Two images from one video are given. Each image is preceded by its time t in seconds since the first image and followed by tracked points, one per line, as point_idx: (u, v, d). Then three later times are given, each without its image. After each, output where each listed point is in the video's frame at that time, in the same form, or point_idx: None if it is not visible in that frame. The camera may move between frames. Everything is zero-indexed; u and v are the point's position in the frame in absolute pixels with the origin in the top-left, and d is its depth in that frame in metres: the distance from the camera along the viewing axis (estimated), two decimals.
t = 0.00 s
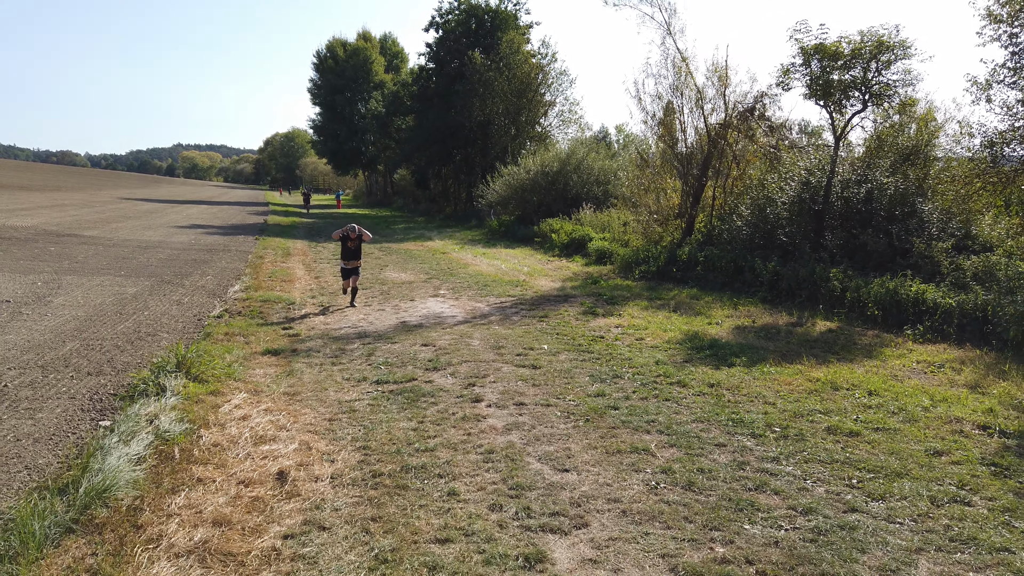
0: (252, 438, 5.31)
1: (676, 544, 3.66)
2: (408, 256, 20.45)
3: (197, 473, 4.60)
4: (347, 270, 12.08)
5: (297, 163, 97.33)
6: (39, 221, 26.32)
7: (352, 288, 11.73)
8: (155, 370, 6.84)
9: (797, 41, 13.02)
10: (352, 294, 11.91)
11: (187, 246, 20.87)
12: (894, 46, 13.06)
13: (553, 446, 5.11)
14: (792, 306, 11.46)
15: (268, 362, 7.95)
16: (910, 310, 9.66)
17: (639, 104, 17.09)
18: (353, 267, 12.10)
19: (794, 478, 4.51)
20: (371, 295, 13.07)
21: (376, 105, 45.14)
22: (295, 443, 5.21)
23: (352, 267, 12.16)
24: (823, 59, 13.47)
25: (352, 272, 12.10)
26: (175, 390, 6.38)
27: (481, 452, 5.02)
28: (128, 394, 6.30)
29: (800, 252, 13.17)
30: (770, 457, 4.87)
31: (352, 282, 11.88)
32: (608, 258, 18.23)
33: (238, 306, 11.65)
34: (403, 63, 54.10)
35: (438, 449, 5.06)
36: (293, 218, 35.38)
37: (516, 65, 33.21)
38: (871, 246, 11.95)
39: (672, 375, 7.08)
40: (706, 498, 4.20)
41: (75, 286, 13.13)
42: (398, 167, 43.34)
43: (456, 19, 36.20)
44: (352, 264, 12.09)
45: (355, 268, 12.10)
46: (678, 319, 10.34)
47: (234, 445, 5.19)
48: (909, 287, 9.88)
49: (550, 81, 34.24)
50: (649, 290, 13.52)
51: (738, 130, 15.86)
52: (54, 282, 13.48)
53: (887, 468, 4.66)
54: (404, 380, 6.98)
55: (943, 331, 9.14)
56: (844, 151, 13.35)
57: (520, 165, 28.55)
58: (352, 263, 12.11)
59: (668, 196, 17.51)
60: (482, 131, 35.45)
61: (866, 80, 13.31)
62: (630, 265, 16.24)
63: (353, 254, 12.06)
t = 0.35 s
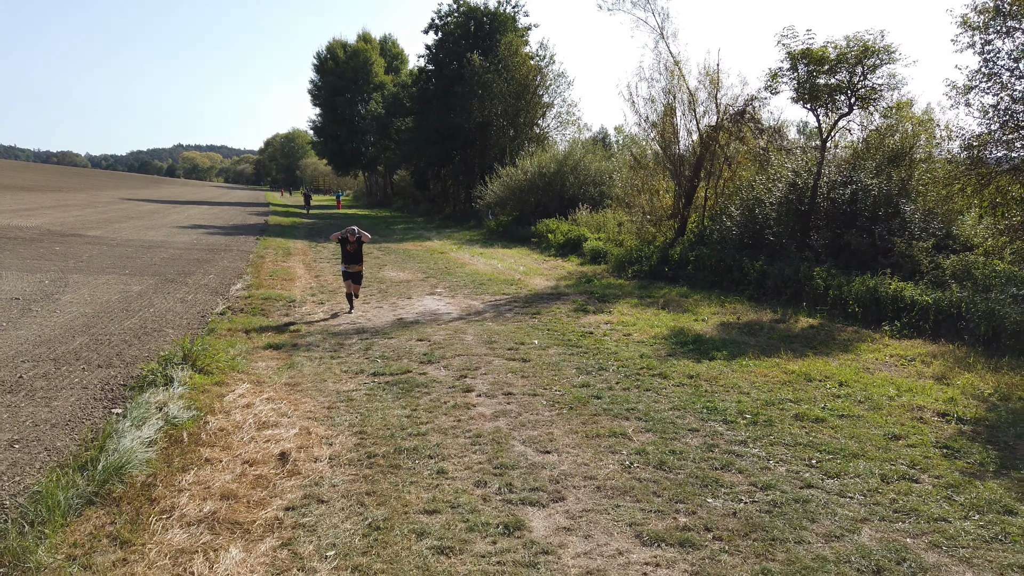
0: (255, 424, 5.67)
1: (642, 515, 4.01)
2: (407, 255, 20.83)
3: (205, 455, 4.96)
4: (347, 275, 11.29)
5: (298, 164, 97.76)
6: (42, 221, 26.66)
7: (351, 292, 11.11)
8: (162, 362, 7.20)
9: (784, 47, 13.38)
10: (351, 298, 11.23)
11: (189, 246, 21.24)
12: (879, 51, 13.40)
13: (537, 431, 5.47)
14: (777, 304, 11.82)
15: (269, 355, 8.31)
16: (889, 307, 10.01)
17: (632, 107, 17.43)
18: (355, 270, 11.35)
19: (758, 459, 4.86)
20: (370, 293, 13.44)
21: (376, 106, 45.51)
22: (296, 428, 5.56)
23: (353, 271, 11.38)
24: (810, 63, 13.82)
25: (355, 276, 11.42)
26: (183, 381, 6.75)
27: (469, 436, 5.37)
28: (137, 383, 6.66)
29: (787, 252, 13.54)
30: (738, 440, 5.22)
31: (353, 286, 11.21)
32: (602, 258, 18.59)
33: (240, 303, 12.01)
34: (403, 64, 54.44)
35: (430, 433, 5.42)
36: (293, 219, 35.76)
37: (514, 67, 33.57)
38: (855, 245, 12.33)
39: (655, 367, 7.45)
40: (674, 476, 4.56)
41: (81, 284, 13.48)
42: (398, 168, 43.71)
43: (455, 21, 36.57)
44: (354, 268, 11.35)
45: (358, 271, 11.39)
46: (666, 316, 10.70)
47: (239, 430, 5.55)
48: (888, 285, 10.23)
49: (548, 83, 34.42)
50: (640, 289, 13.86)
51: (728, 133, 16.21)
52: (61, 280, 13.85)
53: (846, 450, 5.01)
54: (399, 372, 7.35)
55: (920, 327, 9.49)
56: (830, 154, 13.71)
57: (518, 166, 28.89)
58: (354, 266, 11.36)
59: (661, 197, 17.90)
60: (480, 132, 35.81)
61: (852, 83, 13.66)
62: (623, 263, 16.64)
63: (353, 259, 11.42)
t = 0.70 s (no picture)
0: (253, 411, 5.99)
1: (610, 488, 4.34)
2: (404, 254, 21.15)
3: (206, 437, 5.29)
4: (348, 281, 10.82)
5: (298, 164, 98.10)
6: (45, 221, 27.04)
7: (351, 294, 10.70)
8: (165, 354, 7.53)
9: (771, 49, 13.71)
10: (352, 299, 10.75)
11: (190, 245, 21.57)
12: (864, 53, 13.72)
13: (519, 416, 5.81)
14: (763, 300, 12.15)
15: (268, 349, 8.64)
16: (868, 302, 10.33)
17: (624, 108, 17.75)
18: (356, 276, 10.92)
19: (724, 440, 5.20)
20: (367, 290, 13.77)
21: (375, 106, 45.84)
22: (292, 413, 5.89)
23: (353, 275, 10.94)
24: (796, 64, 14.13)
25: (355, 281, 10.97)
26: (185, 371, 7.08)
27: (455, 421, 5.70)
28: (142, 374, 6.99)
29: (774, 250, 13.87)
30: (708, 424, 5.55)
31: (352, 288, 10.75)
32: (596, 257, 18.91)
33: (240, 300, 12.33)
34: (402, 64, 54.80)
35: (419, 418, 5.75)
36: (293, 219, 36.09)
37: (512, 68, 33.89)
38: (838, 243, 12.66)
39: (637, 359, 7.78)
40: (644, 455, 4.89)
41: (85, 282, 13.80)
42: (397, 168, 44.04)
43: (453, 23, 36.90)
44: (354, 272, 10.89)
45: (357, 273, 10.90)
46: (653, 311, 11.03)
47: (238, 415, 5.88)
48: (868, 281, 10.56)
49: (546, 83, 34.72)
50: (631, 286, 14.19)
51: (719, 133, 16.53)
52: (65, 278, 14.18)
53: (807, 432, 5.34)
54: (392, 363, 7.68)
55: (897, 322, 9.81)
56: (816, 154, 14.04)
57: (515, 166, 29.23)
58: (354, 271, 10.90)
59: (653, 197, 18.23)
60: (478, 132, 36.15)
61: (837, 85, 13.98)
62: (616, 262, 16.95)
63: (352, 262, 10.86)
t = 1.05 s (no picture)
0: (257, 398, 6.31)
1: (591, 467, 4.65)
2: (403, 253, 21.45)
3: (212, 422, 5.60)
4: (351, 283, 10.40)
5: (298, 164, 98.38)
6: (49, 220, 27.33)
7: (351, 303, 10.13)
8: (172, 347, 7.85)
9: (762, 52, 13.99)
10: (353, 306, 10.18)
11: (192, 244, 21.88)
12: (853, 55, 14.00)
13: (509, 404, 6.12)
14: (752, 297, 12.46)
15: (270, 342, 8.95)
16: (853, 298, 10.64)
17: (619, 109, 18.04)
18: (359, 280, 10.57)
19: (702, 425, 5.51)
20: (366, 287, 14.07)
21: (375, 106, 46.14)
22: (293, 401, 6.20)
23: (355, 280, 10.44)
24: (786, 66, 14.42)
25: (358, 286, 10.55)
26: (191, 362, 7.40)
27: (448, 408, 6.01)
28: (149, 365, 7.31)
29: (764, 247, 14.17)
30: (687, 411, 5.86)
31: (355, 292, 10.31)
32: (592, 255, 19.20)
33: (242, 297, 12.64)
34: (402, 65, 55.14)
35: (414, 406, 6.07)
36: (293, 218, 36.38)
37: (510, 69, 34.18)
38: (826, 241, 12.99)
39: (625, 352, 8.09)
40: (624, 438, 5.20)
41: (90, 280, 14.12)
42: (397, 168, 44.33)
43: (452, 23, 37.20)
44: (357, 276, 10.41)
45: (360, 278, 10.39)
46: (644, 307, 11.34)
47: (242, 402, 6.20)
48: (852, 278, 10.87)
49: (545, 84, 35.01)
50: (625, 283, 14.50)
51: (711, 133, 16.81)
52: (71, 276, 14.50)
53: (780, 418, 5.65)
54: (389, 356, 8.00)
55: (879, 317, 10.12)
56: (806, 154, 14.36)
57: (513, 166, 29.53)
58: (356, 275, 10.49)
59: (648, 196, 18.54)
60: (477, 132, 36.46)
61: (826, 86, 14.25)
62: (611, 260, 17.23)
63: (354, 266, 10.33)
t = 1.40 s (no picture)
0: (260, 389, 6.66)
1: (572, 450, 4.99)
2: (402, 253, 21.79)
3: (218, 411, 5.95)
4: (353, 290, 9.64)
5: (299, 164, 98.77)
6: (53, 220, 27.67)
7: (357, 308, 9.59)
8: (178, 341, 8.20)
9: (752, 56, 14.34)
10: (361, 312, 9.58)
11: (195, 243, 22.24)
12: (841, 60, 14.32)
13: (499, 394, 6.47)
14: (741, 295, 12.80)
15: (271, 338, 9.30)
16: (837, 297, 10.97)
17: (614, 111, 18.36)
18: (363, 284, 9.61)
19: (679, 413, 5.86)
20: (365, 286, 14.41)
21: (375, 107, 46.49)
22: (294, 391, 6.55)
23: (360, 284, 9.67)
24: (776, 70, 14.74)
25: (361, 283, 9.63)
26: (196, 356, 7.75)
27: (441, 398, 6.37)
28: (157, 358, 7.65)
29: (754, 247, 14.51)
30: (666, 400, 6.20)
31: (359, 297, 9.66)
32: (588, 255, 19.53)
33: (244, 295, 12.99)
34: (403, 66, 55.50)
35: (409, 396, 6.42)
36: (294, 218, 36.73)
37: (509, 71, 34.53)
38: (813, 241, 13.37)
39: (612, 347, 8.43)
40: (605, 425, 5.55)
41: (95, 278, 14.47)
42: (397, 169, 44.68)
43: (452, 25, 37.57)
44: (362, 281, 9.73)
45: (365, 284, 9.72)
46: (634, 305, 11.67)
47: (246, 393, 6.54)
48: (836, 277, 11.21)
49: (543, 85, 35.32)
50: (618, 282, 14.84)
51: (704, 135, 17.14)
52: (77, 274, 14.85)
53: (754, 407, 5.99)
54: (386, 350, 8.34)
55: (861, 315, 10.45)
56: (796, 156, 14.69)
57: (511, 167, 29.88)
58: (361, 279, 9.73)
59: (643, 197, 18.87)
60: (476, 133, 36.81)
61: (815, 90, 14.57)
62: (606, 260, 17.56)
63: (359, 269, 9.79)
